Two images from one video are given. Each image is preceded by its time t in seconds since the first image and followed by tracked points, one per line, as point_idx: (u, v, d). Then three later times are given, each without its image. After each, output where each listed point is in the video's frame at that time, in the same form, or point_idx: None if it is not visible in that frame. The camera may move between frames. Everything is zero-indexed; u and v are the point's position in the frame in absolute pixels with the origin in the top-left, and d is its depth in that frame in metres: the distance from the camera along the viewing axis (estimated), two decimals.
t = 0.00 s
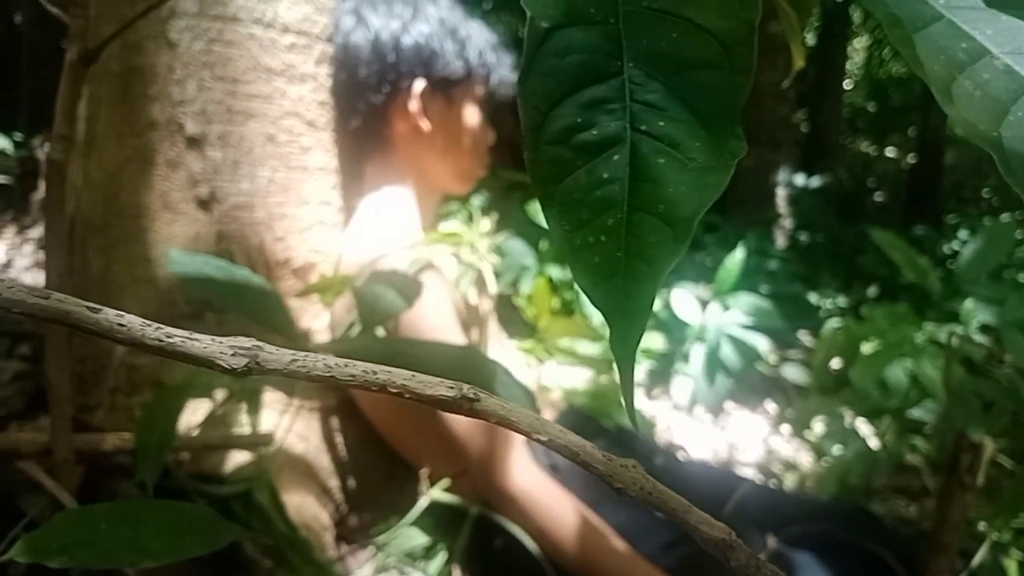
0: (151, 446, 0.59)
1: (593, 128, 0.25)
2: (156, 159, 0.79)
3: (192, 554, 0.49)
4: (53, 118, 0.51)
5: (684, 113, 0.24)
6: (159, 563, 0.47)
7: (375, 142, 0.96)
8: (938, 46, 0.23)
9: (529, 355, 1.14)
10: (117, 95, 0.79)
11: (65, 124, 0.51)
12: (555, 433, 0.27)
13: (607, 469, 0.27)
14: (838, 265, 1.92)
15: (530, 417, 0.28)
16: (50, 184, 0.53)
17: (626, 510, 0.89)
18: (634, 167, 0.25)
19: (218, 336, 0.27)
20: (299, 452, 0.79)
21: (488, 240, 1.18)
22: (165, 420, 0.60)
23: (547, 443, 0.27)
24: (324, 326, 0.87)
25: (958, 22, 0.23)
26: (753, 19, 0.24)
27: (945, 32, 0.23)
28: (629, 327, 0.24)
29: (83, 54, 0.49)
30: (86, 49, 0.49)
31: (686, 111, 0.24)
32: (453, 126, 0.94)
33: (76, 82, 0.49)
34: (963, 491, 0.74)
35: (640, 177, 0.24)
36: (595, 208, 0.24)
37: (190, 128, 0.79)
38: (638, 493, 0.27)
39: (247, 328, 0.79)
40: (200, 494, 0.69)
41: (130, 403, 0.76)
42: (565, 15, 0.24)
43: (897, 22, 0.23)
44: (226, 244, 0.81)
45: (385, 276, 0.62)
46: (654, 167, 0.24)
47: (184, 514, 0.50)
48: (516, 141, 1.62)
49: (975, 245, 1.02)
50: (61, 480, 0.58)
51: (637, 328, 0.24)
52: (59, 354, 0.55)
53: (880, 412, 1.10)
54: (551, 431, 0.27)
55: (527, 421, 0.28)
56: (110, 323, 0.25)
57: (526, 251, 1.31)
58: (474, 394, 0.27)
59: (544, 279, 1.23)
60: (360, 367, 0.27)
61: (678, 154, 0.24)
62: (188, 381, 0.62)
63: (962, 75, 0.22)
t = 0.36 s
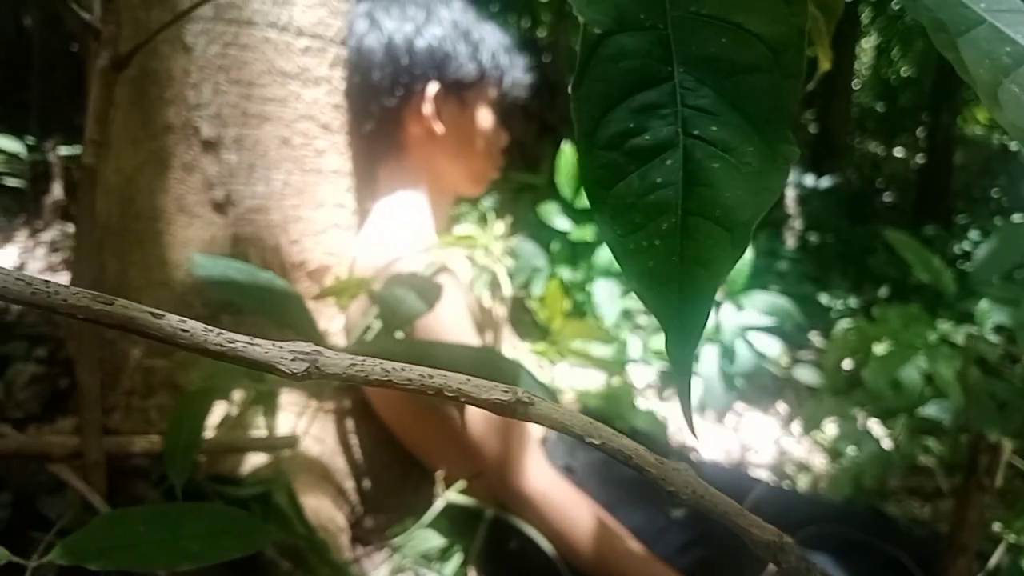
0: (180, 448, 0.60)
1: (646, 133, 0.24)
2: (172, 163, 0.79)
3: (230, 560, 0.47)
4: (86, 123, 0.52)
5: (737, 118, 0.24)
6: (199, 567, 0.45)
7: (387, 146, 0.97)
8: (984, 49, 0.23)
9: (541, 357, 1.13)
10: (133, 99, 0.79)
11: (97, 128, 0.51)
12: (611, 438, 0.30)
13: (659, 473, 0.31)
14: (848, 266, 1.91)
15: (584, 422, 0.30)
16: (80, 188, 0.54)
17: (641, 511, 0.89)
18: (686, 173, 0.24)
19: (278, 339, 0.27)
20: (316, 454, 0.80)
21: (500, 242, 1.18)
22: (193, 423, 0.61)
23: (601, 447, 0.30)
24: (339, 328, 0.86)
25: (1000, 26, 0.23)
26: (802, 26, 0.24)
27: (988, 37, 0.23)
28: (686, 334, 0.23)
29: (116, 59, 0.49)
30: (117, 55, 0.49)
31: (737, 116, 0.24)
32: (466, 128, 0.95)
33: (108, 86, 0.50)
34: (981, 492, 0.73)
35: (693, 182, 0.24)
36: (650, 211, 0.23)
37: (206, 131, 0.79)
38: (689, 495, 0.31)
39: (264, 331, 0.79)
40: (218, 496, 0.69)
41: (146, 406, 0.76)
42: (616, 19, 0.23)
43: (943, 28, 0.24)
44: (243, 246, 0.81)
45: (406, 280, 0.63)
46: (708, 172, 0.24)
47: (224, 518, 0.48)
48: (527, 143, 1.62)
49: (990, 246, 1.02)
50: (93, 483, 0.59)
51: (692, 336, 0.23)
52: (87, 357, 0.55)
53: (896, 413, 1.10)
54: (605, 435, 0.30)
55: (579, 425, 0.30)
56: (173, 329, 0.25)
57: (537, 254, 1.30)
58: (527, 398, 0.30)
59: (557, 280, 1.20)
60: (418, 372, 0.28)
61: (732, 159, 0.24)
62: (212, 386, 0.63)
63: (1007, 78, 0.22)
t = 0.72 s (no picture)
0: (199, 450, 0.61)
1: (686, 132, 0.23)
2: (184, 162, 0.79)
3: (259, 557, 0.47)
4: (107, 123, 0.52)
5: (778, 117, 0.23)
6: (224, 564, 0.45)
7: (397, 146, 0.97)
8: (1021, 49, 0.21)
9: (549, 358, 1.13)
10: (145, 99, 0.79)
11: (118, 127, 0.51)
12: (650, 438, 0.30)
13: (697, 473, 0.31)
14: (855, 265, 1.88)
15: (622, 422, 0.29)
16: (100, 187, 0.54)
17: (652, 511, 0.89)
18: (727, 172, 0.23)
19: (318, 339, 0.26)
20: (326, 454, 0.80)
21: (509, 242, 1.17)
22: (213, 424, 0.62)
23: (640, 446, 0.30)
24: (350, 328, 0.86)
25: None
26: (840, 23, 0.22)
27: None
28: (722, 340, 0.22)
29: (139, 59, 0.49)
30: (140, 55, 0.50)
31: (777, 114, 0.23)
32: (476, 130, 0.95)
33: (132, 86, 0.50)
34: (994, 493, 0.73)
35: (734, 179, 0.23)
36: (687, 210, 0.23)
37: (217, 131, 0.79)
38: (728, 495, 0.31)
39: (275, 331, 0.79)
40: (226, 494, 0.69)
41: (157, 404, 0.76)
42: (656, 19, 0.22)
43: (981, 27, 0.22)
44: (253, 246, 0.81)
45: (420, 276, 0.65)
46: (749, 170, 0.23)
47: (249, 516, 0.48)
48: (534, 143, 1.62)
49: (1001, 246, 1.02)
50: (114, 482, 0.61)
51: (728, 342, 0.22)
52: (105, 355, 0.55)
53: (906, 413, 1.10)
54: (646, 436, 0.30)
55: (618, 424, 0.29)
56: (216, 328, 0.25)
57: (546, 252, 1.27)
58: (567, 397, 0.29)
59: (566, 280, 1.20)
60: (459, 372, 0.27)
61: (774, 158, 0.23)
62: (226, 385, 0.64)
63: None
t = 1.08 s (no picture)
0: (211, 450, 0.62)
1: (717, 134, 0.22)
2: (191, 164, 0.79)
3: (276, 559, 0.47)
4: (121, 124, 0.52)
5: (811, 120, 0.21)
6: (241, 567, 0.45)
7: (403, 147, 0.97)
8: None
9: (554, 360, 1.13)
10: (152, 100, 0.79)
11: (133, 129, 0.51)
12: (680, 441, 0.32)
13: (728, 477, 0.32)
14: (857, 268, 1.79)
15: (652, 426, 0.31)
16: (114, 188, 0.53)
17: (658, 513, 0.89)
18: (759, 175, 0.22)
19: (351, 342, 0.28)
20: (333, 455, 0.80)
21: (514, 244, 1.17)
22: (225, 425, 0.62)
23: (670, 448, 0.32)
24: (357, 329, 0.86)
25: None
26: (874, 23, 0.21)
27: None
28: (756, 345, 0.21)
29: (156, 60, 0.49)
30: (156, 56, 0.50)
31: (810, 117, 0.21)
32: (483, 132, 0.95)
33: (148, 87, 0.50)
34: (1002, 496, 0.73)
35: (767, 181, 0.22)
36: (717, 213, 0.22)
37: (224, 133, 0.79)
38: (759, 500, 0.32)
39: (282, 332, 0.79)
40: (233, 496, 0.69)
41: (162, 406, 0.76)
42: (687, 19, 0.21)
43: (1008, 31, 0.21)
44: (260, 248, 0.81)
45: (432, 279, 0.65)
46: (783, 173, 0.22)
47: (266, 518, 0.48)
48: (538, 146, 1.61)
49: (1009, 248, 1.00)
50: (126, 483, 0.62)
51: (762, 349, 0.21)
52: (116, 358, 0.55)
53: (911, 417, 1.09)
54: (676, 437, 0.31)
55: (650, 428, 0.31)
56: (249, 329, 0.27)
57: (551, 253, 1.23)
58: (597, 401, 0.30)
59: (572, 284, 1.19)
60: (491, 374, 0.29)
61: (808, 162, 0.21)
62: (236, 388, 0.64)
63: None
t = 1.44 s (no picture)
0: (223, 457, 0.61)
1: (748, 139, 0.21)
2: (195, 169, 0.79)
3: (295, 569, 0.47)
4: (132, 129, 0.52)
5: (843, 124, 0.21)
6: None
7: (406, 152, 0.96)
8: None
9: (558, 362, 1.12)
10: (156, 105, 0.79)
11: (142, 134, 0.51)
12: (712, 449, 0.32)
13: (759, 485, 0.32)
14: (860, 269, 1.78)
15: (685, 435, 0.31)
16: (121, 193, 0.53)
17: (666, 516, 0.89)
18: (791, 180, 0.21)
19: (381, 352, 0.28)
20: (339, 459, 0.80)
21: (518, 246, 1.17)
22: (237, 431, 0.62)
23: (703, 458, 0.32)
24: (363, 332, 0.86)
25: None
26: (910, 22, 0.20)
27: None
28: (793, 354, 0.20)
29: (167, 66, 0.49)
30: (167, 62, 0.49)
31: (841, 121, 0.21)
32: (487, 136, 0.95)
33: (159, 93, 0.50)
34: (1012, 495, 0.72)
35: (800, 186, 0.21)
36: (749, 220, 0.21)
37: (229, 138, 0.79)
38: (790, 507, 0.33)
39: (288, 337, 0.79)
40: (243, 502, 0.69)
41: (168, 411, 0.75)
42: (715, 19, 0.20)
43: None
44: (265, 252, 0.81)
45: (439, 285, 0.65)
46: (818, 178, 0.21)
47: (285, 527, 0.48)
48: (540, 148, 1.61)
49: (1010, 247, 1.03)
50: (140, 491, 0.62)
51: (799, 359, 0.20)
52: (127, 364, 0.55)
53: (918, 416, 1.08)
54: (707, 447, 0.31)
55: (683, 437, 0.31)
56: (280, 341, 0.25)
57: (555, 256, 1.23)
58: (630, 409, 0.30)
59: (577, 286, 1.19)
60: (522, 385, 0.29)
61: (843, 167, 0.21)
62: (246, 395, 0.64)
63: None
